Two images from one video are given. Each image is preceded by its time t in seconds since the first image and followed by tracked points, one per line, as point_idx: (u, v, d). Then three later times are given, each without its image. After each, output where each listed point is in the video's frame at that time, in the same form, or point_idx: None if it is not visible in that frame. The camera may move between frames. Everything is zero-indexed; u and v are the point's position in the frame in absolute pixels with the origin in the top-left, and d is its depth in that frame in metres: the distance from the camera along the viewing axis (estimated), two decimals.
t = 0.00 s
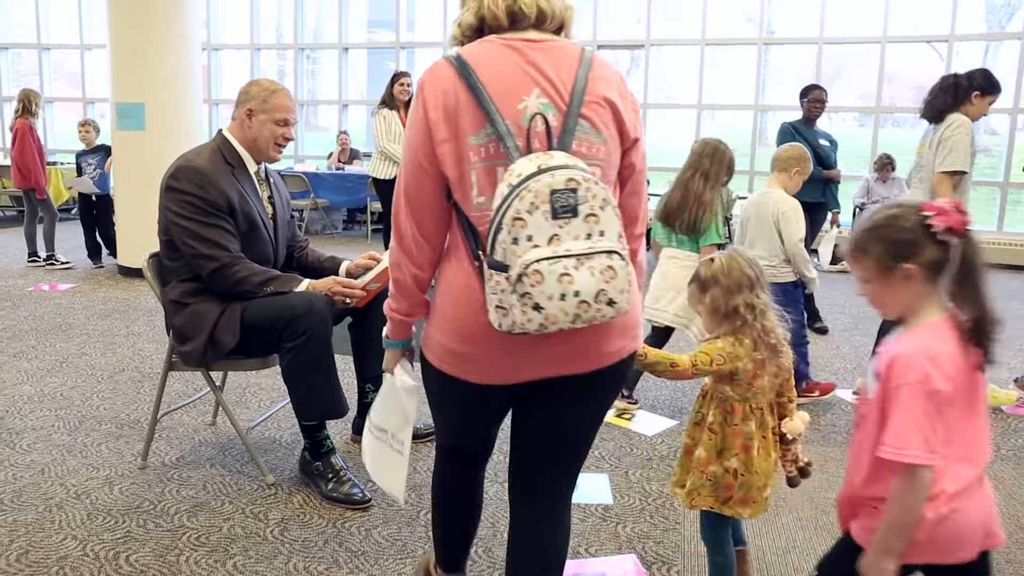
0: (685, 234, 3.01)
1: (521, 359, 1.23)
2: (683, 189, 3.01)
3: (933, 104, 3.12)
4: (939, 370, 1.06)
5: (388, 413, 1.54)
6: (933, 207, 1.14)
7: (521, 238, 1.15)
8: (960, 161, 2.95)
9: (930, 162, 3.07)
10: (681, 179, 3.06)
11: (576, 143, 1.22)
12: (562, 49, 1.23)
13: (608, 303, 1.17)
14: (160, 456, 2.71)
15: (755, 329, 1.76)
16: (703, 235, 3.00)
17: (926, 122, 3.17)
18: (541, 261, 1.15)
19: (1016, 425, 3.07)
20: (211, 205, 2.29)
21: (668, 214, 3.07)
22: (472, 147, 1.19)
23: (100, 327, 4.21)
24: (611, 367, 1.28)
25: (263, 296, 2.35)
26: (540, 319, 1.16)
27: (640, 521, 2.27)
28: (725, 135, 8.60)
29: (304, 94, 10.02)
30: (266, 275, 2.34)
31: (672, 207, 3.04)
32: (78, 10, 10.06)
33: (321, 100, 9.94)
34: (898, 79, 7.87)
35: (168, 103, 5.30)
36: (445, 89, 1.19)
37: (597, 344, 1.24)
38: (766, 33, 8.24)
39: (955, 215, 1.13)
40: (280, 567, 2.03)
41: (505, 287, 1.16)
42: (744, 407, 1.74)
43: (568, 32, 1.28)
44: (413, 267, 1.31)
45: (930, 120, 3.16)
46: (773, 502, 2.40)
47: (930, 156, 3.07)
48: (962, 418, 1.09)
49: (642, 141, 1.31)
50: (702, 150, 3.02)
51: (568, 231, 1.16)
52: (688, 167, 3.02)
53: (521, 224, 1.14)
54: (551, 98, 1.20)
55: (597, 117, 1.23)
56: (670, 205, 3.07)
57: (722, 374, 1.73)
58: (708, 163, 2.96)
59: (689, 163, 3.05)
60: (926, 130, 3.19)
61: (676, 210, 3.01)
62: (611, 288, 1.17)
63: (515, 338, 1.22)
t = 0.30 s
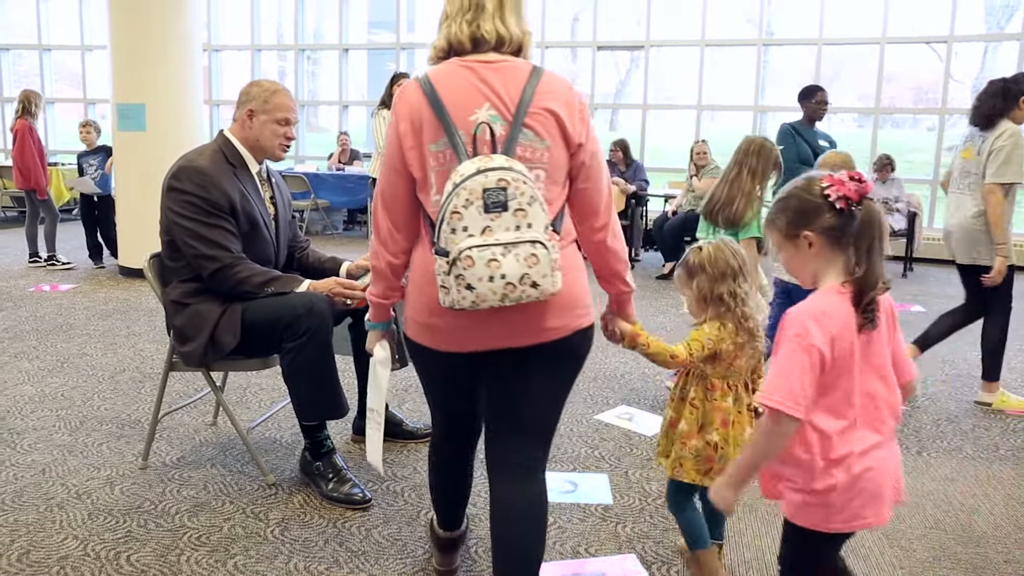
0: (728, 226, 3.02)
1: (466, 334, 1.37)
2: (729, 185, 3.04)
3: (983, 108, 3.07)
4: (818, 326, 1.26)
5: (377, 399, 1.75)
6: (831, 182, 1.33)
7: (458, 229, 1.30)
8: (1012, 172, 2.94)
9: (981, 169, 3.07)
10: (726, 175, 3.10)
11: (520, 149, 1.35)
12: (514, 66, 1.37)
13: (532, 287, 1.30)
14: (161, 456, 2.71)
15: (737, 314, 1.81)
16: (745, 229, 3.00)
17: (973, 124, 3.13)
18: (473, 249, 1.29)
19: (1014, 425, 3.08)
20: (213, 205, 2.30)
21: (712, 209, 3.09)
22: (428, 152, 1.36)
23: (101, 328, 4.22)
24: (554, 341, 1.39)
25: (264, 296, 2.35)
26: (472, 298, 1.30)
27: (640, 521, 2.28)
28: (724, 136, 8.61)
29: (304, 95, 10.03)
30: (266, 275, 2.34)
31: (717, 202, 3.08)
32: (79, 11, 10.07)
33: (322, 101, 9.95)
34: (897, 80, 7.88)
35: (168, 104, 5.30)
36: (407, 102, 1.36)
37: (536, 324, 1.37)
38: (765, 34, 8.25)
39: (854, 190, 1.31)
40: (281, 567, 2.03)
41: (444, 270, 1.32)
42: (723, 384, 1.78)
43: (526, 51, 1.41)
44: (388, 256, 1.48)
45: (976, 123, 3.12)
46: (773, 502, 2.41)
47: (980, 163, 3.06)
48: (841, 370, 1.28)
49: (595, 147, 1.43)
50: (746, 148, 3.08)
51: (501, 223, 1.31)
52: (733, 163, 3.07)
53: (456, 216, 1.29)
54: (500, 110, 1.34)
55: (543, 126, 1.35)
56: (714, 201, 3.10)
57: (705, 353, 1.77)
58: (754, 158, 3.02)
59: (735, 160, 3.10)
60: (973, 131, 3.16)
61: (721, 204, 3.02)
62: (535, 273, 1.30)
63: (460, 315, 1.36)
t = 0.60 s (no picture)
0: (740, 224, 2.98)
1: (436, 297, 1.63)
2: (744, 184, 3.02)
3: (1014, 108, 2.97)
4: (758, 306, 1.39)
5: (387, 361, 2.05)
6: (820, 182, 1.42)
7: (422, 205, 1.57)
8: None
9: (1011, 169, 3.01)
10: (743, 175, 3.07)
11: (485, 137, 1.59)
12: (484, 66, 1.62)
13: (481, 252, 1.53)
14: (162, 456, 2.72)
15: (704, 302, 1.93)
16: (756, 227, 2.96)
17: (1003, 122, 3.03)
18: (435, 221, 1.55)
19: (1013, 424, 3.08)
20: (212, 205, 2.31)
21: (728, 208, 3.04)
22: (407, 141, 1.63)
23: (102, 328, 4.22)
24: (514, 307, 1.63)
25: (264, 296, 2.36)
26: (433, 263, 1.56)
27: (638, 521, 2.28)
28: (723, 136, 8.63)
29: (305, 95, 10.04)
30: (266, 275, 2.35)
31: (732, 201, 3.04)
32: (80, 12, 10.08)
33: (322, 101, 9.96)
34: (896, 81, 7.89)
35: (170, 105, 5.31)
36: (393, 101, 1.65)
37: (492, 289, 1.61)
38: (765, 35, 8.25)
39: (835, 191, 1.40)
40: (281, 566, 2.04)
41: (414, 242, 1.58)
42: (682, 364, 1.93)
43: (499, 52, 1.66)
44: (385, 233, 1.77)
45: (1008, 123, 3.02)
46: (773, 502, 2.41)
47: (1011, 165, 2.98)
48: (776, 353, 1.39)
49: (558, 135, 1.66)
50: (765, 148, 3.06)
51: (459, 199, 1.55)
52: (752, 163, 3.05)
53: (420, 194, 1.55)
54: (468, 104, 1.60)
55: (506, 117, 1.59)
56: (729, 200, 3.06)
57: (667, 335, 1.92)
58: (770, 157, 3.00)
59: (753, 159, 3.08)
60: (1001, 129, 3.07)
61: (735, 203, 3.00)
62: (483, 241, 1.53)
63: (430, 279, 1.63)
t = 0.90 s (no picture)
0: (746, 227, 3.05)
1: (434, 283, 1.80)
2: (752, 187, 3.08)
3: None
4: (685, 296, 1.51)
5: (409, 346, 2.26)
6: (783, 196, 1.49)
7: (423, 207, 1.75)
8: None
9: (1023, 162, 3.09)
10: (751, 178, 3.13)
11: (486, 147, 1.75)
12: (491, 82, 1.78)
13: (471, 250, 1.69)
14: (163, 456, 2.72)
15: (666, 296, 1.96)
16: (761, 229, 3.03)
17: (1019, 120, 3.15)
18: (432, 222, 1.73)
19: (1012, 424, 3.09)
20: (213, 206, 2.31)
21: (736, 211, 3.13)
22: (418, 150, 1.82)
23: (103, 328, 4.23)
24: (506, 299, 1.81)
25: (265, 296, 2.37)
26: (430, 258, 1.74)
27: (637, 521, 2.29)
28: (722, 137, 8.65)
29: (305, 97, 10.04)
30: (268, 275, 2.36)
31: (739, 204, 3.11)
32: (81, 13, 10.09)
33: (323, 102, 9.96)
34: (896, 82, 7.90)
35: (170, 106, 5.32)
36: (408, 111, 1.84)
37: (484, 284, 1.78)
38: (764, 35, 8.26)
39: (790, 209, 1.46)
40: (282, 566, 2.05)
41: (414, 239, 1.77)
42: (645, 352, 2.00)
43: (508, 69, 1.82)
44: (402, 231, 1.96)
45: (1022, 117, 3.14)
46: (773, 502, 2.42)
47: None
48: (693, 335, 1.51)
49: (556, 145, 1.82)
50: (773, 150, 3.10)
51: (455, 202, 1.72)
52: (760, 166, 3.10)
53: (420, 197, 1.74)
54: (473, 117, 1.76)
55: (506, 129, 1.75)
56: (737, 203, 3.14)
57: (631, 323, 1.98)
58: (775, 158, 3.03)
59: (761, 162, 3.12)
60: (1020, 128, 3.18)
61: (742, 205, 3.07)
62: (473, 240, 1.69)
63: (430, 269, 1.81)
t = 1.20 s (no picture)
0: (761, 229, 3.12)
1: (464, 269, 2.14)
2: (765, 190, 3.11)
3: None
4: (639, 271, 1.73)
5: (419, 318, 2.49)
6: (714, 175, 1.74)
7: (456, 204, 2.08)
8: None
9: None
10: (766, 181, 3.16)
11: (510, 149, 2.09)
12: (516, 90, 2.11)
13: (496, 242, 2.02)
14: (164, 456, 2.73)
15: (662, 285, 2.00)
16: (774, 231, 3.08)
17: None
18: (462, 215, 2.06)
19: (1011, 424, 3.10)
20: (214, 209, 2.32)
21: (753, 209, 3.19)
22: (452, 150, 2.17)
23: (104, 329, 4.24)
24: (527, 285, 2.12)
25: (267, 297, 2.37)
26: (461, 247, 2.07)
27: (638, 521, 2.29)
28: (721, 138, 8.67)
29: (306, 98, 10.05)
30: (269, 276, 2.37)
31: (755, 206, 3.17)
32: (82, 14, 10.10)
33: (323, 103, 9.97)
34: (895, 83, 7.90)
35: (171, 108, 5.33)
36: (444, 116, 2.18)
37: (507, 270, 2.10)
38: (763, 37, 8.26)
39: (718, 185, 1.71)
40: (282, 566, 2.05)
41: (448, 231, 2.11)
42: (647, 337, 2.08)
43: (532, 76, 2.15)
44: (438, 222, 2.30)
45: None
46: (772, 502, 2.43)
47: None
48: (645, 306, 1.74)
49: (570, 146, 2.14)
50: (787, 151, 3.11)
51: (481, 199, 2.05)
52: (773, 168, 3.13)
53: (453, 195, 2.08)
54: (499, 121, 2.10)
55: (528, 134, 2.09)
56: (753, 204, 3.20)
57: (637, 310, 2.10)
58: (786, 162, 3.05)
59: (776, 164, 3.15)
60: None
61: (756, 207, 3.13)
62: (498, 233, 2.01)
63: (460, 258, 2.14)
